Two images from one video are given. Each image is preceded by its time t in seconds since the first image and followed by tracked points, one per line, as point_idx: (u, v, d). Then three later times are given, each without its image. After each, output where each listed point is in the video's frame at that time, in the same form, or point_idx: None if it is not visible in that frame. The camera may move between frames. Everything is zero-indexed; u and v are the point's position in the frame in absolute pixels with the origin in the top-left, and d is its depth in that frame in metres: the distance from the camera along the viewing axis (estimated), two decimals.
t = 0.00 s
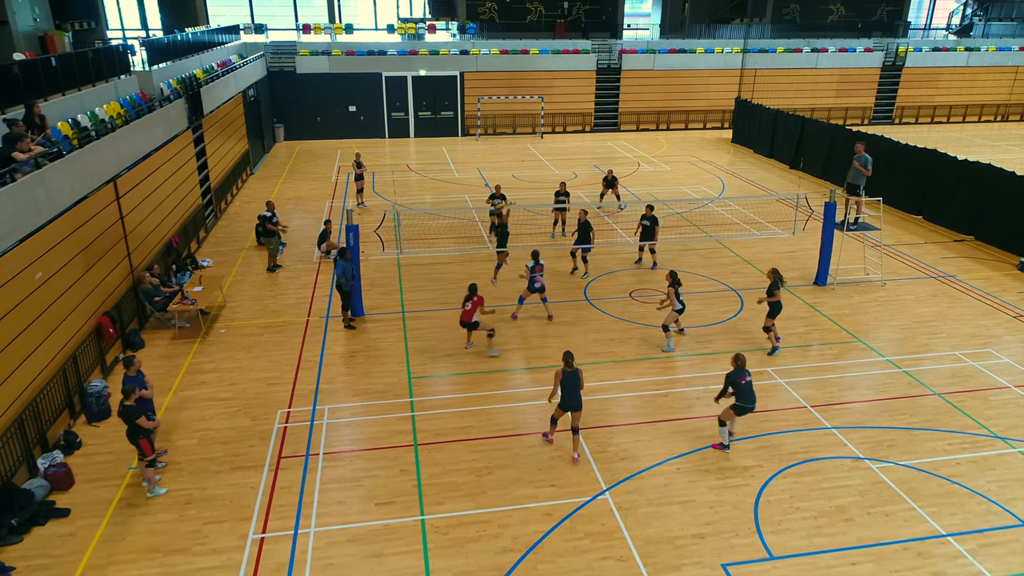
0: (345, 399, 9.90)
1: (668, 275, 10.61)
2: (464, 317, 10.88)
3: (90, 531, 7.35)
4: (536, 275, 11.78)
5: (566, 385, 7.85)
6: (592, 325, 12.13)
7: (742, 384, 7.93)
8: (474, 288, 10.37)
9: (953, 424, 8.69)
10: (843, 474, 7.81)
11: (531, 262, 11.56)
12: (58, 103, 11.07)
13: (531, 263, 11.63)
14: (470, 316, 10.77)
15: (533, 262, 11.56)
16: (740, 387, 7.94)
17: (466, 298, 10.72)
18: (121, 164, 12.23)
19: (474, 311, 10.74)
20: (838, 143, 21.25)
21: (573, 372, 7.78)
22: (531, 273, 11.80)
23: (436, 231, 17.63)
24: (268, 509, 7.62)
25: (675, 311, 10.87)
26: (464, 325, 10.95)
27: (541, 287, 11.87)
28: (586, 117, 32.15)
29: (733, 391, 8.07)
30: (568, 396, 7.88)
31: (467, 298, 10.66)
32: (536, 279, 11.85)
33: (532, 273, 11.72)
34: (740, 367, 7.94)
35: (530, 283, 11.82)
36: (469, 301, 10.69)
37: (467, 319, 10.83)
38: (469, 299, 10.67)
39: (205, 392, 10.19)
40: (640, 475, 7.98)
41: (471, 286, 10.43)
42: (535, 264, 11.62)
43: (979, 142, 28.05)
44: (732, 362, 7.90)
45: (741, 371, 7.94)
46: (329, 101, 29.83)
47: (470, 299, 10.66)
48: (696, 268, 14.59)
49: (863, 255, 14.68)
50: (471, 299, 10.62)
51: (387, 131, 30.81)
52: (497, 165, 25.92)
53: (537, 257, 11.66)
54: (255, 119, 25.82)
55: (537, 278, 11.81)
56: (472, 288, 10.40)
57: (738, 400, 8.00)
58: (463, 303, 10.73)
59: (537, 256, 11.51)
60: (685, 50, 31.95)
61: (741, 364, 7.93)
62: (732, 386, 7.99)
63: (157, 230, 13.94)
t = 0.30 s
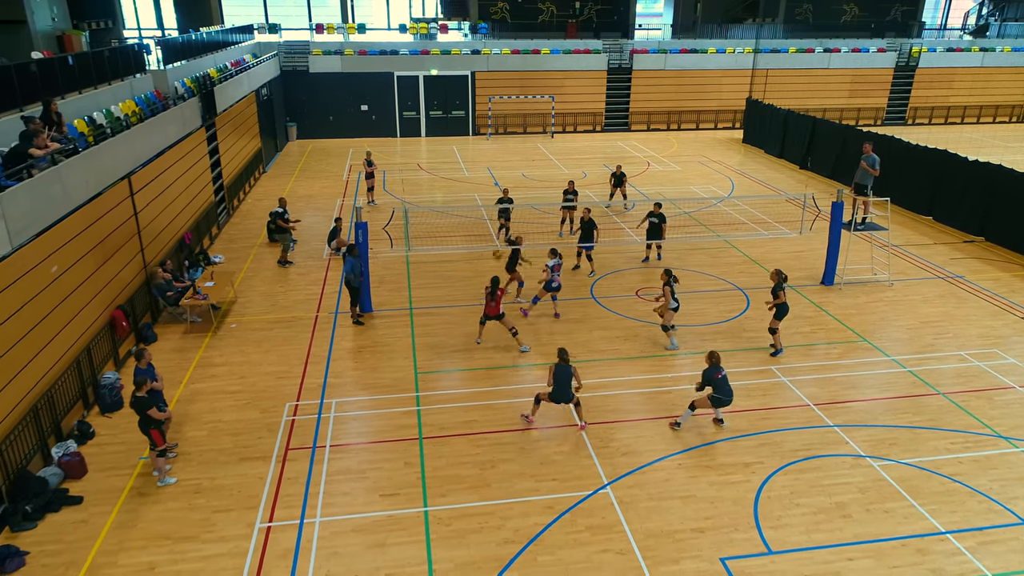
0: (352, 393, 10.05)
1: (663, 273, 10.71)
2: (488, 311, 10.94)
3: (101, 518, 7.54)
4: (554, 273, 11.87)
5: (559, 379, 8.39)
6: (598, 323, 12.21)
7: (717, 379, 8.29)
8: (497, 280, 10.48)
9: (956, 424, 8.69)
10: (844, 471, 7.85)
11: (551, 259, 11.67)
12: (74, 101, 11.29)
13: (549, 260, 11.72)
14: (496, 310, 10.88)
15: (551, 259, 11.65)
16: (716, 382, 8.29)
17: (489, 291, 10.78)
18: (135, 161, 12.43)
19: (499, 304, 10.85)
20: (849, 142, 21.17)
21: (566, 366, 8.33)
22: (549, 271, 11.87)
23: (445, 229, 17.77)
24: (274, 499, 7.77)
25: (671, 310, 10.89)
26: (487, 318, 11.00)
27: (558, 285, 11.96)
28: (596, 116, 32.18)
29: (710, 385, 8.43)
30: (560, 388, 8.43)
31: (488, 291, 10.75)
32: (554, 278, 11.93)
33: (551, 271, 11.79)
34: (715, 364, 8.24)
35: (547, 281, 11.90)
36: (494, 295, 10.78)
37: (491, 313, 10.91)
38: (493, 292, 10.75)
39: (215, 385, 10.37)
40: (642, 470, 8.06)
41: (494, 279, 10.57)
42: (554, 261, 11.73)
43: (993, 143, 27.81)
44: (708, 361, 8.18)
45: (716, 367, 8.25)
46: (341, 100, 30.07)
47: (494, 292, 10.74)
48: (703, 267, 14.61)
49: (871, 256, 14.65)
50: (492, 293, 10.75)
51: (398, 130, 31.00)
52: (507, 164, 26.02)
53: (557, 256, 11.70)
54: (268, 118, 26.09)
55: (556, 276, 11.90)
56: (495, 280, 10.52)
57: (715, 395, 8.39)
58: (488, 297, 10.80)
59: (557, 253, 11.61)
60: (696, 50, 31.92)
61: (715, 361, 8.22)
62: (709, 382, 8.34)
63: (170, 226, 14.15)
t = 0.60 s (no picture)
0: (359, 387, 10.19)
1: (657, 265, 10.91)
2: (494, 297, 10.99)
3: (112, 507, 7.71)
4: (572, 273, 11.88)
5: (538, 370, 8.61)
6: (602, 321, 12.29)
7: (715, 372, 8.33)
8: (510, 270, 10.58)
9: (958, 424, 8.69)
10: (845, 470, 7.88)
11: (569, 258, 11.71)
12: (89, 100, 11.55)
13: (567, 259, 11.76)
14: (501, 298, 10.95)
15: (569, 258, 11.68)
16: (713, 375, 8.33)
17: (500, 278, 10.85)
18: (148, 158, 12.64)
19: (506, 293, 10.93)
20: (859, 143, 21.07)
21: (544, 357, 8.56)
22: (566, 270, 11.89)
23: (453, 228, 17.92)
24: (280, 490, 7.92)
25: (663, 300, 11.26)
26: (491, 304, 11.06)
27: (575, 286, 11.94)
28: (607, 116, 32.20)
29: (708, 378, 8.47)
30: (540, 379, 8.63)
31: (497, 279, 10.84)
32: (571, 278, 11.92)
33: (568, 270, 11.80)
34: (714, 357, 8.29)
35: (565, 281, 11.89)
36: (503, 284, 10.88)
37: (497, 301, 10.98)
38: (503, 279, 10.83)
39: (224, 379, 10.55)
40: (643, 466, 8.13)
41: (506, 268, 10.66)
42: (573, 260, 11.77)
43: (1007, 144, 27.59)
44: (706, 353, 8.23)
45: (715, 360, 8.30)
46: (353, 100, 30.30)
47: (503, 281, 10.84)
48: (710, 267, 14.64)
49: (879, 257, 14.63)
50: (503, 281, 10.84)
51: (409, 130, 31.18)
52: (517, 164, 26.13)
53: (575, 256, 11.77)
54: (280, 117, 26.35)
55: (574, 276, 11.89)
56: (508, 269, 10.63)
57: (711, 387, 8.43)
58: (497, 284, 10.86)
59: (575, 251, 11.65)
60: (707, 50, 31.87)
61: (714, 354, 8.27)
62: (706, 374, 8.38)
63: (182, 223, 14.36)
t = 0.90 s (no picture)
0: (364, 383, 10.31)
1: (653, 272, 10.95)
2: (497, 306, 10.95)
3: (121, 497, 7.87)
4: (590, 279, 11.50)
5: (537, 364, 8.66)
6: (607, 319, 12.35)
7: (733, 372, 8.18)
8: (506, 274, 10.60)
9: (961, 424, 8.68)
10: (846, 469, 7.90)
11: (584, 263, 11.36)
12: (103, 99, 11.77)
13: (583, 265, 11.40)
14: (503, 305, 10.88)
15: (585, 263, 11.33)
16: (731, 374, 8.19)
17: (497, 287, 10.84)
18: (161, 157, 12.84)
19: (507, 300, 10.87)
20: (870, 144, 20.97)
21: (543, 352, 8.58)
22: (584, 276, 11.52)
23: (462, 227, 18.03)
24: (285, 483, 8.05)
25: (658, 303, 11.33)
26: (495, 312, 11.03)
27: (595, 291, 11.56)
28: (617, 116, 32.20)
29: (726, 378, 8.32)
30: (538, 373, 8.68)
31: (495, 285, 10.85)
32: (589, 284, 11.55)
33: (585, 276, 11.43)
34: (734, 356, 8.16)
35: (584, 287, 11.51)
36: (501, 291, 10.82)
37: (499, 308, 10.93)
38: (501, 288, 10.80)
39: (233, 374, 10.71)
40: (645, 462, 8.19)
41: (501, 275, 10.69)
42: (588, 265, 11.43)
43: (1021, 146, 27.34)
44: (727, 349, 8.12)
45: (735, 359, 8.16)
46: (364, 99, 30.50)
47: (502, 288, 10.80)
48: (717, 267, 14.65)
49: (887, 258, 14.58)
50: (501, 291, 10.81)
51: (419, 129, 31.35)
52: (526, 163, 26.21)
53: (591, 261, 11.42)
54: (292, 116, 26.59)
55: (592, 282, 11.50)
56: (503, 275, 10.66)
57: (727, 387, 8.28)
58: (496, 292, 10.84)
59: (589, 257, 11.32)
60: (719, 51, 31.79)
61: (735, 352, 8.16)
62: (724, 373, 8.24)
63: (193, 220, 14.57)
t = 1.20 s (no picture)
0: (368, 380, 10.42)
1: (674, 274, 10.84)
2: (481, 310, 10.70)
3: (127, 489, 8.01)
4: (596, 290, 11.09)
5: (549, 371, 8.56)
6: (611, 318, 12.41)
7: (748, 374, 8.17)
8: (486, 279, 10.25)
9: (962, 425, 8.68)
10: (844, 468, 7.92)
11: (591, 272, 11.01)
12: (113, 98, 11.93)
13: (591, 275, 11.05)
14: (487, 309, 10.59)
15: (592, 272, 10.98)
16: (746, 376, 8.18)
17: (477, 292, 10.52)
18: (170, 155, 12.99)
19: (488, 304, 10.55)
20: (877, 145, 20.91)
21: (555, 360, 8.48)
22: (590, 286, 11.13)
23: (468, 226, 18.13)
24: (288, 476, 8.17)
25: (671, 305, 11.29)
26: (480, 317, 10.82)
27: (601, 302, 11.11)
28: (625, 117, 32.21)
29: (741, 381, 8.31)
30: (549, 380, 8.61)
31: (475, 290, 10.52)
32: (595, 294, 11.14)
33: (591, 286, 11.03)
34: (747, 357, 8.18)
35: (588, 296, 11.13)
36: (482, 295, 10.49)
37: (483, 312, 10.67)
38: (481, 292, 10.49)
39: (238, 369, 10.85)
40: (644, 460, 8.25)
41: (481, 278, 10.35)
42: (595, 276, 11.05)
43: None
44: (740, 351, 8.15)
45: (748, 361, 8.18)
46: (373, 99, 30.67)
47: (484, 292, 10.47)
48: (721, 267, 14.67)
49: (892, 259, 14.55)
50: (481, 293, 10.44)
51: (427, 129, 31.48)
52: (533, 163, 26.28)
53: (596, 269, 11.03)
54: (301, 116, 26.78)
55: (598, 292, 11.09)
56: (483, 279, 10.29)
57: (744, 390, 8.25)
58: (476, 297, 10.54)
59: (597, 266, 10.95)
60: (727, 51, 31.72)
61: (749, 354, 8.17)
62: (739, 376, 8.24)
63: (201, 218, 14.73)
